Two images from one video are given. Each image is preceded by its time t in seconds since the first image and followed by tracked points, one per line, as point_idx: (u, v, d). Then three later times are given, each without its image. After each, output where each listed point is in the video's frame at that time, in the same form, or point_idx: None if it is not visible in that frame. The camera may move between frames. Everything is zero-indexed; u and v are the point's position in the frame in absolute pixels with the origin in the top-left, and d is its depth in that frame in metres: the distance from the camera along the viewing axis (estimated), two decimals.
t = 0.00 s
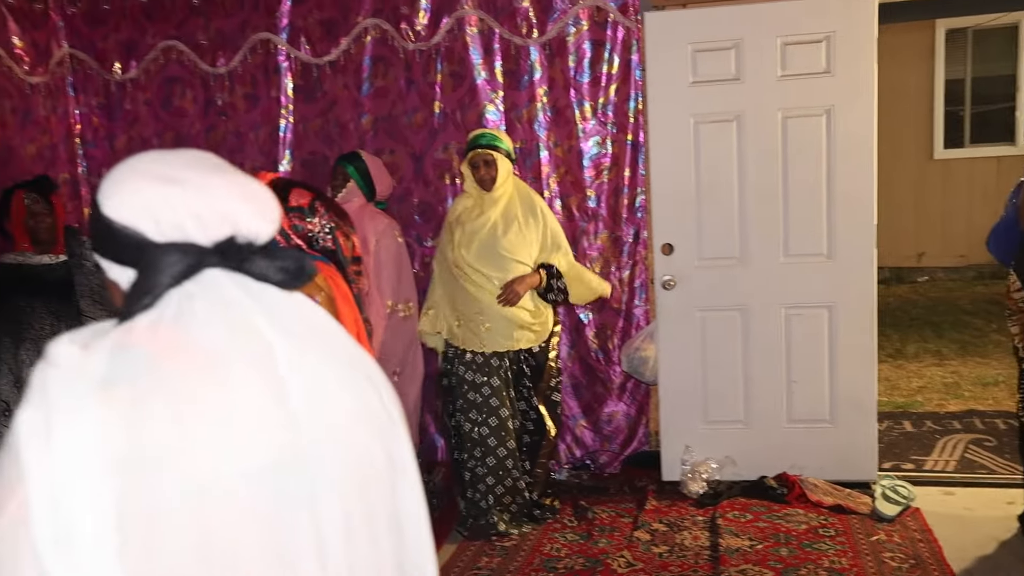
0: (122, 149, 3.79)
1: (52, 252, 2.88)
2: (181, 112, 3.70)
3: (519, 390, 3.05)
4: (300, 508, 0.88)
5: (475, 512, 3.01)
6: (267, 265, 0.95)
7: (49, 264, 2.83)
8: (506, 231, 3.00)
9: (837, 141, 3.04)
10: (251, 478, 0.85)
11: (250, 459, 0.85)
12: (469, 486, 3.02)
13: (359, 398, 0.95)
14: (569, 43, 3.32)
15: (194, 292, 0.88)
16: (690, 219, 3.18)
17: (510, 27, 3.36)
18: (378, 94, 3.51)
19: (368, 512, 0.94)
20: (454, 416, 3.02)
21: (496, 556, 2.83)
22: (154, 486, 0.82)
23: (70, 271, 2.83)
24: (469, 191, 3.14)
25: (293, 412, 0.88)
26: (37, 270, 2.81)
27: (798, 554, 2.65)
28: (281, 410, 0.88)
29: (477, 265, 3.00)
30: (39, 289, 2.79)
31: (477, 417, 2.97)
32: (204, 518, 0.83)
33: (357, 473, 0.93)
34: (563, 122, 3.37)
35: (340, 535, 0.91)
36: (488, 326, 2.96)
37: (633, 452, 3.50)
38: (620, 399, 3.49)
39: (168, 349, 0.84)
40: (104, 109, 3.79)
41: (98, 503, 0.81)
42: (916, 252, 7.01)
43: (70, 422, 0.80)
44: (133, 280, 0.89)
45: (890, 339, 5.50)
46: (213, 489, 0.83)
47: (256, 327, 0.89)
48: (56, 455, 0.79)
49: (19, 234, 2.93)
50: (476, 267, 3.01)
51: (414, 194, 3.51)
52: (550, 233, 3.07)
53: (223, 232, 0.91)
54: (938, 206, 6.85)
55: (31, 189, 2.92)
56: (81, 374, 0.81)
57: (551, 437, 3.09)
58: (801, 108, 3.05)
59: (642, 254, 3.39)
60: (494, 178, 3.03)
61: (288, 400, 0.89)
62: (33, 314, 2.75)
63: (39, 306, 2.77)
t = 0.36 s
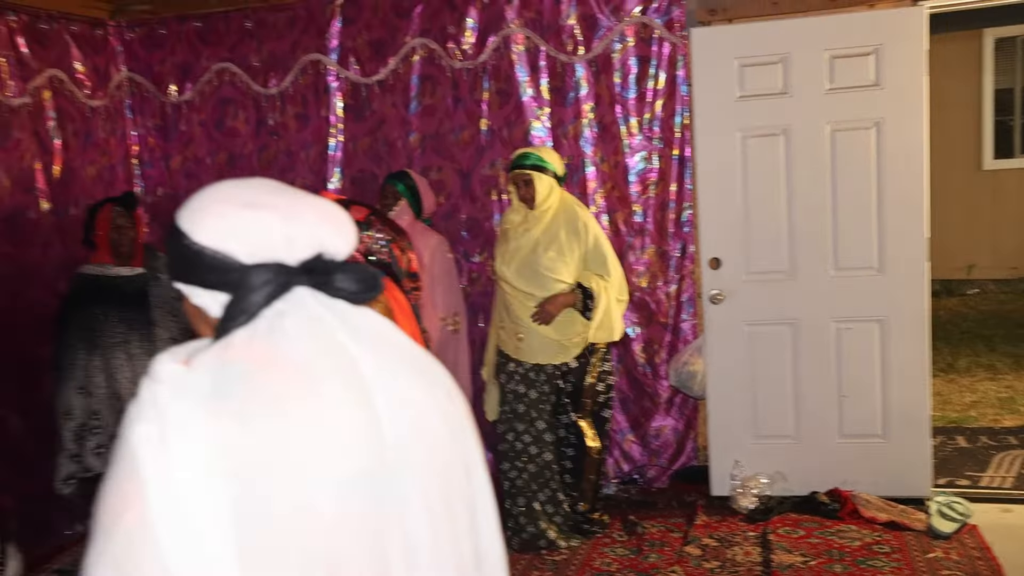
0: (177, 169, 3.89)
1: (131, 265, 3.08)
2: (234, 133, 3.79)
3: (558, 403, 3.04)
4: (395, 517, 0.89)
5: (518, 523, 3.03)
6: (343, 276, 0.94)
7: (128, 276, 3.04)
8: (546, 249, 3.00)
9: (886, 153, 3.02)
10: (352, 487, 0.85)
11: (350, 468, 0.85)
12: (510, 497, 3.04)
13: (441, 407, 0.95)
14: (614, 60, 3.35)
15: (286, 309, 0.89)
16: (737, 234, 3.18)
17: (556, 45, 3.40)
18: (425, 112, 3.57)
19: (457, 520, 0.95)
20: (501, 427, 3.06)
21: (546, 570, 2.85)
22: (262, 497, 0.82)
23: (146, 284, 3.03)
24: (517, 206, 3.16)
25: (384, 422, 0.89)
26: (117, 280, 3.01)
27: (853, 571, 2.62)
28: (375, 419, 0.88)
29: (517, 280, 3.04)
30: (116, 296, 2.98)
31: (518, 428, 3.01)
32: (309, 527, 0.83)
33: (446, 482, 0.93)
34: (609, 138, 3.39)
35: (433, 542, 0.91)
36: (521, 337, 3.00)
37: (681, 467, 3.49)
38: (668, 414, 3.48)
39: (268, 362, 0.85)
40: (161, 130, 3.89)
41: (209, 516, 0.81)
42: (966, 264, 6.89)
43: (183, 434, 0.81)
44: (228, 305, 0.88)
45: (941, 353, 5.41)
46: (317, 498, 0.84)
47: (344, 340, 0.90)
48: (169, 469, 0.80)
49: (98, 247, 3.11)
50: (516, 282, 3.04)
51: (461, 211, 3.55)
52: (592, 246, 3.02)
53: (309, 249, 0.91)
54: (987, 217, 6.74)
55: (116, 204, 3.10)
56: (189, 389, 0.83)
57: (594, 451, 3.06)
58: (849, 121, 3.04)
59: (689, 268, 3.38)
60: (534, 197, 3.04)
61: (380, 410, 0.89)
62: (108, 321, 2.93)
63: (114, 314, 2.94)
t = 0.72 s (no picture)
0: (223, 164, 3.95)
1: (205, 257, 3.10)
2: (278, 128, 3.85)
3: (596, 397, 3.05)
4: (467, 499, 0.91)
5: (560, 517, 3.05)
6: (407, 268, 0.96)
7: (201, 266, 3.06)
8: (579, 245, 3.00)
9: (933, 150, 2.99)
10: (429, 470, 0.88)
11: (425, 452, 0.88)
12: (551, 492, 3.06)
13: (509, 393, 0.97)
14: (657, 56, 3.35)
15: (356, 300, 0.91)
16: (780, 232, 3.17)
17: (598, 41, 3.40)
18: (468, 108, 3.59)
19: (524, 503, 0.97)
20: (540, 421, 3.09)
21: (586, 563, 2.86)
22: (344, 480, 0.85)
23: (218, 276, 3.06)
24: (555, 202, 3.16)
25: (457, 407, 0.92)
26: (189, 271, 3.04)
27: (895, 570, 2.61)
28: (447, 405, 0.90)
29: (552, 275, 3.06)
30: (189, 287, 3.02)
31: (555, 421, 3.03)
32: (389, 509, 0.86)
33: (516, 464, 0.96)
34: (651, 134, 3.40)
35: (503, 524, 0.94)
36: (560, 331, 3.02)
37: (720, 463, 3.48)
38: (707, 410, 3.48)
39: (346, 349, 0.88)
40: (206, 125, 3.95)
41: (294, 497, 0.84)
42: (1009, 263, 6.75)
43: (271, 414, 0.84)
44: (300, 298, 0.92)
45: (983, 352, 5.34)
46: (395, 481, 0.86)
47: (416, 329, 0.92)
48: (257, 452, 0.83)
49: (174, 237, 3.12)
50: (551, 276, 3.07)
51: (502, 206, 3.58)
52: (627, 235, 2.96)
53: (377, 244, 0.94)
54: None
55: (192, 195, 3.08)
56: (273, 374, 0.85)
57: (630, 445, 3.06)
58: (896, 118, 3.02)
59: (730, 265, 3.38)
60: (571, 190, 3.04)
61: (452, 396, 0.91)
62: (179, 309, 3.00)
63: (188, 305, 3.00)
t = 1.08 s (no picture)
0: (266, 158, 4.02)
1: (253, 250, 3.19)
2: (320, 122, 3.90)
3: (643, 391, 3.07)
4: (527, 483, 0.94)
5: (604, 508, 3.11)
6: (467, 259, 0.98)
7: (251, 258, 3.14)
8: (618, 238, 3.01)
9: (980, 143, 2.96)
10: (489, 455, 0.91)
11: (487, 437, 0.90)
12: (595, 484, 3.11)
13: (566, 382, 1.00)
14: (698, 49, 3.34)
15: (420, 291, 0.93)
16: (822, 227, 3.15)
17: (639, 34, 3.40)
18: (508, 101, 3.61)
19: (582, 487, 0.99)
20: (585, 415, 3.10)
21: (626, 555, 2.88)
22: (408, 464, 0.87)
23: (266, 267, 3.15)
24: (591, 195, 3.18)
25: (515, 394, 0.94)
26: (240, 262, 3.10)
27: (939, 567, 2.59)
28: (507, 392, 0.93)
29: (590, 268, 3.06)
30: (240, 275, 3.09)
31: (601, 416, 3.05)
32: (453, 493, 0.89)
33: (574, 448, 0.98)
34: (691, 127, 3.39)
35: (561, 508, 0.96)
36: (602, 326, 3.02)
37: (760, 458, 3.47)
38: (746, 405, 3.47)
39: (410, 339, 0.90)
40: (250, 120, 4.02)
41: (363, 481, 0.86)
42: None
43: (339, 401, 0.86)
44: (365, 288, 0.94)
45: None
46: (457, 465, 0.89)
47: (477, 319, 0.95)
48: (326, 438, 0.85)
49: (224, 229, 3.21)
50: (589, 270, 3.07)
51: (541, 199, 3.59)
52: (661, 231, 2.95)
53: (440, 234, 0.96)
54: None
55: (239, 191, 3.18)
56: (341, 364, 0.88)
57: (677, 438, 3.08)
58: (942, 110, 2.98)
59: (771, 259, 3.36)
60: (608, 180, 3.06)
61: (512, 384, 0.94)
62: (229, 298, 3.04)
63: (238, 293, 3.05)
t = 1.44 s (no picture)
0: (321, 157, 4.09)
1: (297, 246, 3.24)
2: (374, 122, 3.96)
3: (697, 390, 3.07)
4: (600, 470, 0.96)
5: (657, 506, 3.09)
6: (535, 254, 1.01)
7: (297, 256, 3.20)
8: (672, 236, 2.99)
9: None
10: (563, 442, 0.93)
11: (562, 423, 0.93)
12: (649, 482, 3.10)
13: (635, 370, 1.02)
14: (752, 46, 3.32)
15: (492, 282, 0.96)
16: (878, 225, 3.11)
17: (692, 32, 3.40)
18: (560, 100, 3.63)
19: (652, 472, 1.01)
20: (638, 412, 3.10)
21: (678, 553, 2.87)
22: (487, 449, 0.90)
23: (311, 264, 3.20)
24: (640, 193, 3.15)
25: (588, 382, 0.96)
26: (286, 260, 3.17)
27: (1001, 570, 2.55)
28: (580, 379, 0.95)
29: (642, 268, 3.05)
30: (286, 272, 3.16)
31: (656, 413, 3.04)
32: (529, 476, 0.91)
33: (644, 436, 1.00)
34: (745, 124, 3.37)
35: (633, 492, 0.98)
36: (654, 325, 3.02)
37: (813, 458, 3.44)
38: (800, 404, 3.44)
39: (486, 328, 0.93)
40: (305, 120, 4.09)
41: (442, 465, 0.89)
42: None
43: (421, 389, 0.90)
44: (439, 282, 0.96)
45: None
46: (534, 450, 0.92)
47: (549, 309, 0.97)
48: (408, 424, 0.89)
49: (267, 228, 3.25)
50: (641, 269, 3.05)
51: (593, 197, 3.60)
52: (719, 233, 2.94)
53: (509, 230, 0.98)
54: None
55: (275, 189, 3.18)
56: (420, 353, 0.91)
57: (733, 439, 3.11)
58: (1003, 105, 2.93)
59: (825, 256, 3.33)
60: (659, 179, 3.03)
61: (584, 372, 0.96)
62: (278, 295, 3.11)
63: (287, 290, 3.13)
